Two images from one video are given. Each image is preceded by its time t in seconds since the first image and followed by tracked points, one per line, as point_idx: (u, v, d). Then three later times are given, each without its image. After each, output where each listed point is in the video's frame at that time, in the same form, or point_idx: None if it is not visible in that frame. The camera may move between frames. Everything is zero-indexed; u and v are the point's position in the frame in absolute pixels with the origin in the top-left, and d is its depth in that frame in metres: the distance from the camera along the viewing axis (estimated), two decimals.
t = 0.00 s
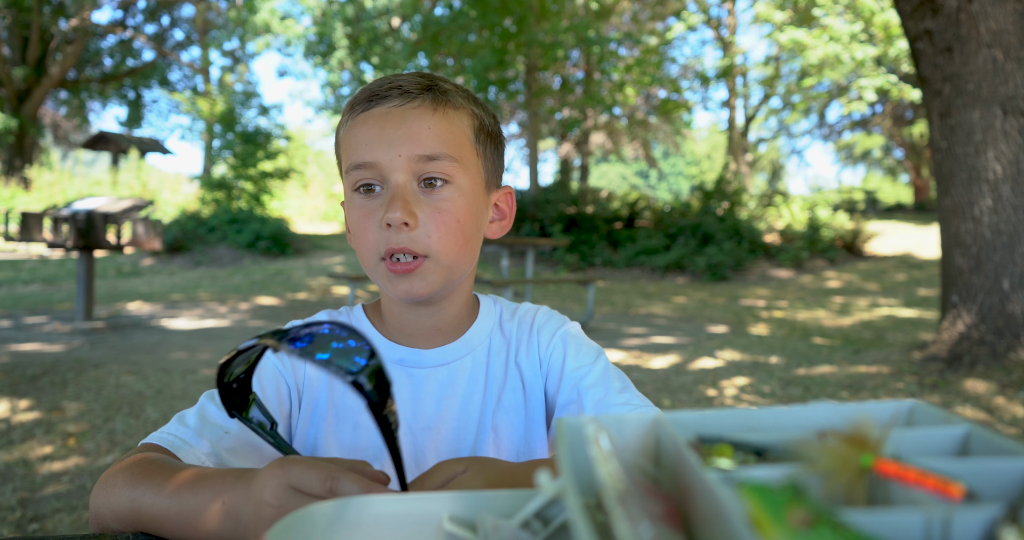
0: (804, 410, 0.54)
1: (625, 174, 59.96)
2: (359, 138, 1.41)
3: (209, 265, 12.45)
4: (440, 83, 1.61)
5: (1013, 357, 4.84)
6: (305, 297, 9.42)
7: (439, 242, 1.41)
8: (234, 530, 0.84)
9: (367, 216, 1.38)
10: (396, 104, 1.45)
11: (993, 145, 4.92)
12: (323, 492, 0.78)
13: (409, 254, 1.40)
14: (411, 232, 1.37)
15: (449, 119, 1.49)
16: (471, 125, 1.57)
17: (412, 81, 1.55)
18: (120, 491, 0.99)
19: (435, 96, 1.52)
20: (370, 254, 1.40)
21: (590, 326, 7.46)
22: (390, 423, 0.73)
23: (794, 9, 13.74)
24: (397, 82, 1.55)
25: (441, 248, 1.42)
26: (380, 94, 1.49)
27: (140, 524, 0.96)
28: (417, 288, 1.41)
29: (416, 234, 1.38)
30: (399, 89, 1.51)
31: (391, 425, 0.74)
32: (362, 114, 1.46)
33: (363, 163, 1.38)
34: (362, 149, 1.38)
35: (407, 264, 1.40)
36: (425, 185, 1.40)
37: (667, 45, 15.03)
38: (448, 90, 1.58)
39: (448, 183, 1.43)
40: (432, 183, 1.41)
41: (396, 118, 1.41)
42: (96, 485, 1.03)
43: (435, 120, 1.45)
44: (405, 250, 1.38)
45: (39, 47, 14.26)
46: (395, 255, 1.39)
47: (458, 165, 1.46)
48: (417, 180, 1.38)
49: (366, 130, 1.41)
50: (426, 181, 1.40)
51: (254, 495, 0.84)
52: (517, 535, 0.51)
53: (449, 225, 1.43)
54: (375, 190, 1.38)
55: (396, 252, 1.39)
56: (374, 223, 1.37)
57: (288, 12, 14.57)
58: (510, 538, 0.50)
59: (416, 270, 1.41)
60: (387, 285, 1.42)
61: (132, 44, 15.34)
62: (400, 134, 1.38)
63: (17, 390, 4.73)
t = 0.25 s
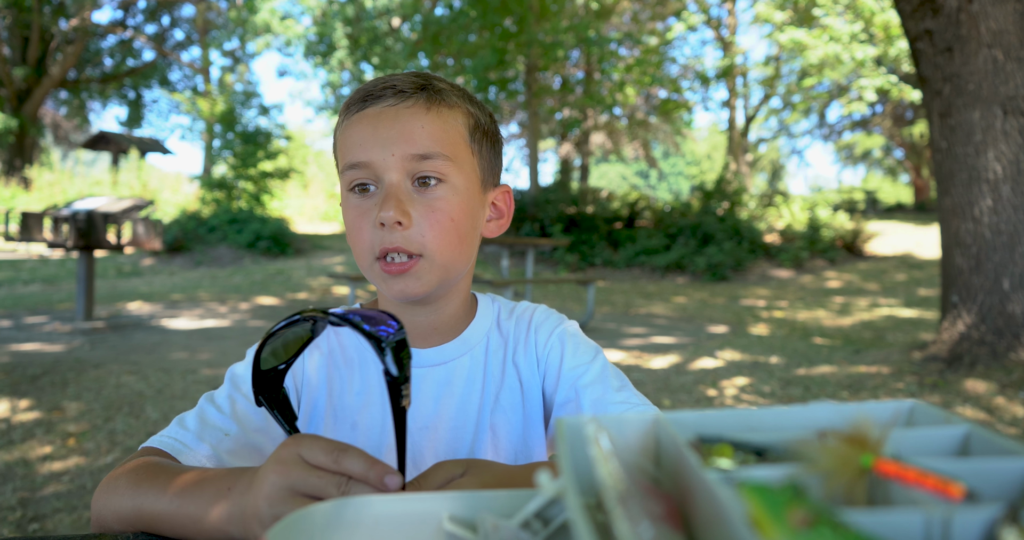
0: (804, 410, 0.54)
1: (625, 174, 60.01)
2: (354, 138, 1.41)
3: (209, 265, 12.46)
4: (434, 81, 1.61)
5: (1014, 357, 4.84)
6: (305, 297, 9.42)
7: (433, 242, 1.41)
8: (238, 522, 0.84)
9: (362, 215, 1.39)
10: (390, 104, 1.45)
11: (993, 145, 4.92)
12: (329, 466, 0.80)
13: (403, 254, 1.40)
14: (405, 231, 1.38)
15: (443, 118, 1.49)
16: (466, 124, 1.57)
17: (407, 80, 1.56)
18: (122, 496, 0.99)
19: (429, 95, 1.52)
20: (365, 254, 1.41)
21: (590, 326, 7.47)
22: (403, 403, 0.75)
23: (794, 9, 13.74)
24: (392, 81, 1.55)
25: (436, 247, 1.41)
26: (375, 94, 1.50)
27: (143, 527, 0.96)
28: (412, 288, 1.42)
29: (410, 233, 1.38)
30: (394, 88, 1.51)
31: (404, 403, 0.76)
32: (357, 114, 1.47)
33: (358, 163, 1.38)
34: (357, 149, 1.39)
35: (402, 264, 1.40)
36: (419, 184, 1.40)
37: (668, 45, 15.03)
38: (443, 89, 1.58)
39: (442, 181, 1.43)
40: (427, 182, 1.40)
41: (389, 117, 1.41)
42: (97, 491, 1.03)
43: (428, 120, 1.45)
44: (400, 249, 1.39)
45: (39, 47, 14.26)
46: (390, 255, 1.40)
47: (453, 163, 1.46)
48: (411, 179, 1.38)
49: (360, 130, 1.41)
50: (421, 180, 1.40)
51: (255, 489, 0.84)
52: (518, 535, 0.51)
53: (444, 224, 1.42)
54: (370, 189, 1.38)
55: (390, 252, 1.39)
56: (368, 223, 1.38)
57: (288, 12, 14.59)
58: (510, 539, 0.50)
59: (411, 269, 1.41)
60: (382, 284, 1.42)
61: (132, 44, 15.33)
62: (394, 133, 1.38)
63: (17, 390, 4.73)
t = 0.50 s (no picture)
0: (803, 410, 0.54)
1: (625, 174, 59.97)
2: (350, 139, 1.41)
3: (210, 265, 12.46)
4: (431, 82, 1.61)
5: (1014, 357, 4.84)
6: (306, 297, 9.42)
7: (429, 242, 1.41)
8: (238, 521, 0.84)
9: (359, 216, 1.39)
10: (386, 105, 1.45)
11: (994, 145, 4.92)
12: (331, 465, 0.80)
13: (400, 254, 1.40)
14: (400, 232, 1.38)
15: (439, 119, 1.49)
16: (462, 125, 1.57)
17: (404, 81, 1.56)
18: (123, 496, 0.99)
19: (426, 96, 1.52)
20: (361, 254, 1.41)
21: (591, 326, 7.47)
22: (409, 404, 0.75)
23: (795, 9, 13.74)
24: (389, 82, 1.55)
25: (432, 247, 1.42)
26: (371, 95, 1.50)
27: (145, 526, 0.96)
28: (408, 289, 1.42)
29: (406, 234, 1.38)
30: (390, 90, 1.51)
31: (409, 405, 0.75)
32: (353, 116, 1.47)
33: (355, 164, 1.38)
34: (353, 150, 1.39)
35: (398, 265, 1.41)
36: (415, 184, 1.40)
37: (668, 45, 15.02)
38: (440, 89, 1.58)
39: (438, 182, 1.43)
40: (424, 182, 1.40)
41: (385, 118, 1.41)
42: (98, 490, 1.03)
43: (424, 121, 1.45)
44: (395, 250, 1.39)
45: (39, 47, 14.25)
46: (386, 255, 1.40)
47: (449, 163, 1.46)
48: (407, 180, 1.39)
49: (356, 131, 1.41)
50: (416, 181, 1.40)
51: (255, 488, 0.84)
52: (518, 535, 0.51)
53: (440, 224, 1.43)
54: (367, 190, 1.39)
55: (387, 252, 1.40)
56: (364, 224, 1.38)
57: (288, 12, 14.59)
58: (510, 538, 0.50)
59: (407, 269, 1.41)
60: (378, 285, 1.43)
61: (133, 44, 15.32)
62: (389, 134, 1.38)
63: (17, 390, 4.73)
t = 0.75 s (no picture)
0: (804, 410, 0.54)
1: (625, 174, 59.94)
2: (351, 140, 1.41)
3: (210, 265, 12.45)
4: (433, 82, 1.61)
5: (1014, 357, 4.84)
6: (306, 297, 9.42)
7: (431, 242, 1.41)
8: (239, 520, 0.84)
9: (360, 216, 1.39)
10: (388, 105, 1.45)
11: (993, 145, 4.92)
12: (332, 469, 0.80)
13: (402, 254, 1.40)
14: (402, 232, 1.38)
15: (441, 119, 1.49)
16: (463, 124, 1.57)
17: (405, 81, 1.56)
18: (123, 496, 0.99)
19: (427, 96, 1.52)
20: (363, 254, 1.41)
21: (591, 326, 7.47)
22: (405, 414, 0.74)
23: (795, 9, 13.74)
24: (390, 82, 1.55)
25: (434, 247, 1.42)
26: (372, 95, 1.50)
27: (145, 526, 0.96)
28: (410, 289, 1.42)
29: (407, 234, 1.38)
30: (391, 90, 1.51)
31: (405, 416, 0.74)
32: (354, 116, 1.47)
33: (356, 164, 1.38)
34: (355, 150, 1.39)
35: (400, 265, 1.41)
36: (416, 184, 1.40)
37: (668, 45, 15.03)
38: (441, 89, 1.58)
39: (439, 182, 1.43)
40: (425, 183, 1.40)
41: (386, 118, 1.41)
42: (98, 491, 1.03)
43: (426, 121, 1.45)
44: (397, 250, 1.39)
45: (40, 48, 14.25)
46: (387, 255, 1.40)
47: (450, 164, 1.46)
48: (409, 181, 1.39)
49: (358, 131, 1.41)
50: (418, 181, 1.40)
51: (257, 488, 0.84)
52: (518, 535, 0.51)
53: (441, 225, 1.42)
54: (368, 190, 1.39)
55: (388, 253, 1.39)
56: (365, 224, 1.38)
57: (288, 12, 14.61)
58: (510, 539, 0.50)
59: (408, 269, 1.41)
60: (380, 285, 1.42)
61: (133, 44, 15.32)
62: (391, 134, 1.39)
63: (18, 390, 4.73)
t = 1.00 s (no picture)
0: (807, 410, 0.54)
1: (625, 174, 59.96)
2: (358, 138, 1.41)
3: (210, 265, 12.45)
4: (439, 82, 1.61)
5: (1014, 358, 4.84)
6: (306, 297, 9.42)
7: (436, 241, 1.41)
8: (239, 523, 0.84)
9: (365, 214, 1.39)
10: (394, 103, 1.45)
11: (994, 145, 4.92)
12: (333, 475, 0.79)
13: (406, 253, 1.40)
14: (408, 231, 1.38)
15: (447, 118, 1.49)
16: (469, 124, 1.57)
17: (411, 80, 1.56)
18: (124, 496, 0.99)
19: (434, 95, 1.52)
20: (368, 253, 1.41)
21: (591, 326, 7.47)
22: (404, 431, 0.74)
23: (795, 9, 13.74)
24: (397, 81, 1.55)
25: (438, 247, 1.41)
26: (379, 94, 1.50)
27: (145, 526, 0.96)
28: (415, 288, 1.41)
29: (413, 233, 1.38)
30: (398, 88, 1.51)
31: (405, 433, 0.74)
32: (361, 114, 1.47)
33: (362, 163, 1.38)
34: (360, 149, 1.39)
35: (405, 265, 1.40)
36: (421, 184, 1.39)
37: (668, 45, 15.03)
38: (448, 89, 1.58)
39: (445, 181, 1.43)
40: (429, 182, 1.40)
41: (392, 117, 1.41)
42: (99, 489, 1.03)
43: (432, 120, 1.45)
44: (402, 248, 1.39)
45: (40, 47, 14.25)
46: (393, 254, 1.40)
47: (455, 163, 1.46)
48: (413, 180, 1.38)
49: (364, 129, 1.41)
50: (423, 180, 1.40)
51: (257, 492, 0.84)
52: (518, 535, 0.50)
53: (446, 224, 1.42)
54: (373, 189, 1.39)
55: (393, 252, 1.39)
56: (371, 222, 1.38)
57: (289, 12, 14.62)
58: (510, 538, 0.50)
59: (413, 269, 1.41)
60: (385, 284, 1.42)
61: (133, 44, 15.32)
62: (397, 133, 1.38)
63: (18, 390, 4.73)
